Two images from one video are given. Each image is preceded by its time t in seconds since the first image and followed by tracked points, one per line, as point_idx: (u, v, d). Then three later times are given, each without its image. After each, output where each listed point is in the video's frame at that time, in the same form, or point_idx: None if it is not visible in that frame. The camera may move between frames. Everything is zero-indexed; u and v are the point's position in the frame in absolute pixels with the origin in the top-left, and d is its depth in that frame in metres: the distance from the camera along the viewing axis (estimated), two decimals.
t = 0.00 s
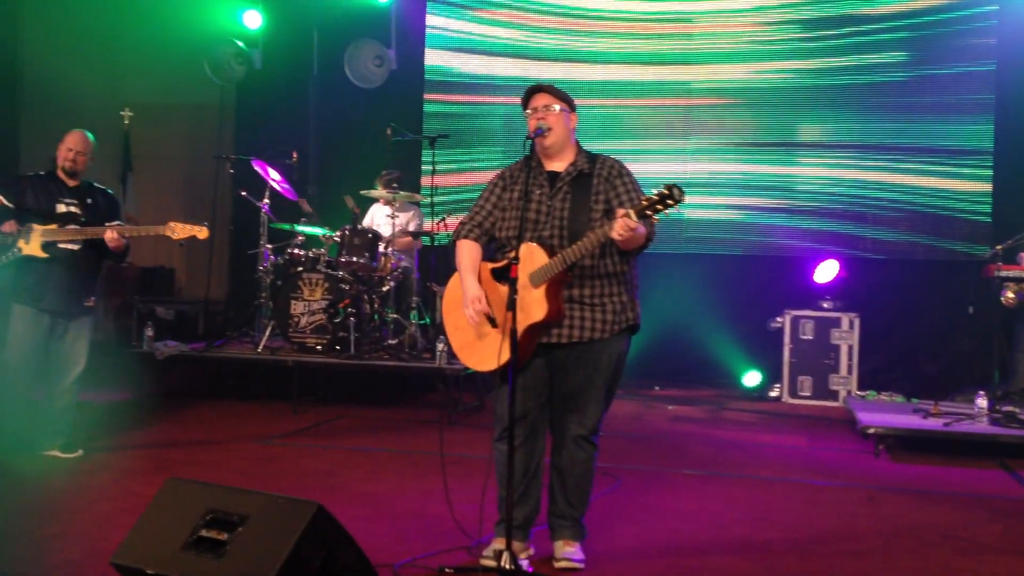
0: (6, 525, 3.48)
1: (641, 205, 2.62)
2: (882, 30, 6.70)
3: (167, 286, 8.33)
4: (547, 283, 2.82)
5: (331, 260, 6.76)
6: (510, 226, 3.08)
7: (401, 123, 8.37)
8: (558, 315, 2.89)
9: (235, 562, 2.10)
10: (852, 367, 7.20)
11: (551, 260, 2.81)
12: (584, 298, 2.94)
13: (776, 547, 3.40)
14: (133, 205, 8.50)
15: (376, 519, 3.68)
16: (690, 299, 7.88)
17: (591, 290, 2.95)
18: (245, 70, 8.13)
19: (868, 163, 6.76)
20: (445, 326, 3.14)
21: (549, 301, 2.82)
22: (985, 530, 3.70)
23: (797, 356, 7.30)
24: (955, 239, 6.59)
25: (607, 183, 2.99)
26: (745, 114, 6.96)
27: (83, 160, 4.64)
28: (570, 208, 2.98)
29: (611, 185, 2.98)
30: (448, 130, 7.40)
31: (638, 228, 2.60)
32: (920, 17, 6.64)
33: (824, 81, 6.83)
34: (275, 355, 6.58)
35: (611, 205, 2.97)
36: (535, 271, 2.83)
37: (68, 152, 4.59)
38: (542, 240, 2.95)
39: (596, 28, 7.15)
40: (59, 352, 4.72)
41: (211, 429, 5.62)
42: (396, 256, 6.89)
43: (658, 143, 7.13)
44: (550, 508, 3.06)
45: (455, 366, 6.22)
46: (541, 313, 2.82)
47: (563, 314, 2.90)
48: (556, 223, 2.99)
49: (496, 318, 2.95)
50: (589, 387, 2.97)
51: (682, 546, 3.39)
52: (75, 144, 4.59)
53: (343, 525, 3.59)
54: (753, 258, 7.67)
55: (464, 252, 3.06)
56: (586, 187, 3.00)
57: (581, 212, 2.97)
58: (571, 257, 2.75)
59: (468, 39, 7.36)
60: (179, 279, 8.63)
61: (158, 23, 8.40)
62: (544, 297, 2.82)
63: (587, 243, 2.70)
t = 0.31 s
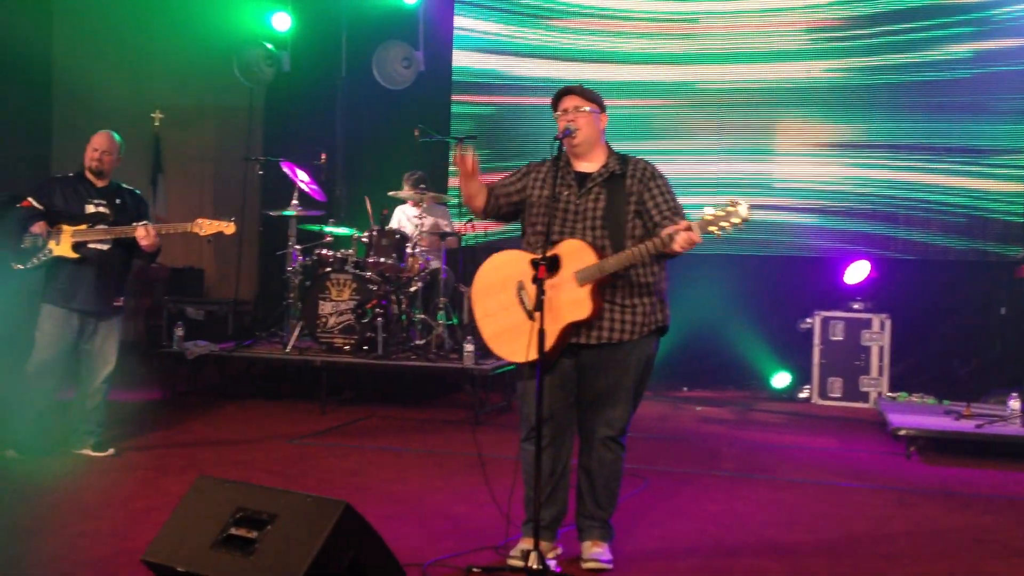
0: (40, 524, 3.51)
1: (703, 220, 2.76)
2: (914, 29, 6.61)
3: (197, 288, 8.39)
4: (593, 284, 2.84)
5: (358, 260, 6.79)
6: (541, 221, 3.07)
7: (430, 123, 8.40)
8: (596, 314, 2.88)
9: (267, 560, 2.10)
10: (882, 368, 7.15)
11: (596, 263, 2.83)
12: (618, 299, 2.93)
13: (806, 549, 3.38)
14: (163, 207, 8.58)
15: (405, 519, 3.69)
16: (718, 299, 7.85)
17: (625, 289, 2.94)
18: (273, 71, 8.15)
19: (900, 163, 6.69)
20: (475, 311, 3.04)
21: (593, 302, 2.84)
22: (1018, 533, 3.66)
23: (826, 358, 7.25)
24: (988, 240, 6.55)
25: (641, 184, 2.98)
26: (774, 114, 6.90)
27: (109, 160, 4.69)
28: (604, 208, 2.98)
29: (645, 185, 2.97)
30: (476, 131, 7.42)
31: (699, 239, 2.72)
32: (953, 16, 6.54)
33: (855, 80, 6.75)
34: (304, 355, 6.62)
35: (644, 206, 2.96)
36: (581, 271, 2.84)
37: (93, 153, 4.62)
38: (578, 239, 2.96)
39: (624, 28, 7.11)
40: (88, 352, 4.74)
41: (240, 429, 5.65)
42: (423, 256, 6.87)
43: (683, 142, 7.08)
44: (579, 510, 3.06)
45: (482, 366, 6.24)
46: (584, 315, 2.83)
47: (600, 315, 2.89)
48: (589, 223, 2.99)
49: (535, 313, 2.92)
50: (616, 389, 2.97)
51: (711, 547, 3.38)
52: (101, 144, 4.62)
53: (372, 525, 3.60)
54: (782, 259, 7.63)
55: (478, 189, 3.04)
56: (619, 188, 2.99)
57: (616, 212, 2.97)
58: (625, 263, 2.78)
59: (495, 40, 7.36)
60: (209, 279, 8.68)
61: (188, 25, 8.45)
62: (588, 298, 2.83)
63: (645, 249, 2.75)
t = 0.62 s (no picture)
0: (72, 520, 3.54)
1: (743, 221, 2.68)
2: (949, 24, 6.50)
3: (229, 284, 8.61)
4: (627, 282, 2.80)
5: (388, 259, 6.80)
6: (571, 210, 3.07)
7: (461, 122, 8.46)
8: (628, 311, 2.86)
9: (298, 555, 2.11)
10: (916, 367, 7.07)
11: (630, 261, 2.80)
12: (650, 295, 2.92)
13: (838, 549, 3.35)
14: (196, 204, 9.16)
15: (436, 517, 3.70)
16: (750, 297, 7.81)
17: (656, 285, 2.93)
18: (304, 70, 8.33)
19: (933, 161, 6.55)
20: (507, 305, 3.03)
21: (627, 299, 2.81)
22: None
23: (859, 357, 7.17)
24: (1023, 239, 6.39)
25: (673, 180, 2.96)
26: (806, 110, 6.82)
27: (127, 155, 4.73)
28: (636, 204, 2.97)
29: (677, 181, 2.96)
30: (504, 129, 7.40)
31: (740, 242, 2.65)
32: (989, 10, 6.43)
33: (889, 76, 6.63)
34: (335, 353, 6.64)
35: (676, 202, 2.95)
36: (617, 268, 2.81)
37: (110, 149, 4.67)
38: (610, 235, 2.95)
39: (655, 25, 7.08)
40: (117, 348, 4.78)
41: (271, 426, 5.68)
42: (453, 254, 6.87)
43: (712, 139, 7.02)
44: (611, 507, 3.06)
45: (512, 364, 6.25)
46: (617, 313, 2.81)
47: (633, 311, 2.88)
48: (621, 219, 2.98)
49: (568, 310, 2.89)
50: (645, 388, 2.96)
51: (743, 547, 3.36)
52: (116, 140, 4.68)
53: (403, 522, 3.61)
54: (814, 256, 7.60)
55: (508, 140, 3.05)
56: (651, 185, 2.97)
57: (647, 209, 2.95)
58: (657, 264, 2.74)
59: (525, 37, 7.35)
60: (241, 274, 8.85)
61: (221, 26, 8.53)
62: (622, 296, 2.81)
63: (681, 250, 2.71)
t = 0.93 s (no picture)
0: (99, 519, 3.58)
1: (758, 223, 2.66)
2: (982, 24, 6.34)
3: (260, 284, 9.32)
4: (641, 281, 2.80)
5: (413, 260, 6.81)
6: (586, 210, 3.05)
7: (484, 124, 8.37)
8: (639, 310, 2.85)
9: (323, 555, 2.12)
10: (946, 371, 7.00)
11: (645, 261, 2.78)
12: (663, 296, 2.91)
13: (866, 554, 3.32)
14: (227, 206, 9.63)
15: (461, 519, 3.69)
16: (776, 300, 7.77)
17: (670, 287, 2.91)
18: (332, 72, 8.46)
19: (964, 163, 6.44)
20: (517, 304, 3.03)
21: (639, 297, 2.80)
22: None
23: (887, 360, 7.12)
24: None
25: (691, 184, 2.94)
26: (835, 112, 6.67)
27: (134, 154, 4.72)
28: (653, 204, 2.96)
29: (695, 185, 2.94)
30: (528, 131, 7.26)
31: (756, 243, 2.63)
32: None
33: (920, 77, 6.46)
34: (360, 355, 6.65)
35: (693, 206, 2.93)
36: (630, 267, 2.80)
37: (117, 151, 4.68)
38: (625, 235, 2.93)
39: (679, 26, 6.92)
40: (135, 350, 4.79)
41: (297, 427, 5.71)
42: (478, 256, 6.87)
43: (742, 141, 6.87)
44: (638, 513, 3.03)
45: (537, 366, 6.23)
46: (630, 311, 2.80)
47: (644, 311, 2.86)
48: (636, 219, 2.96)
49: (579, 308, 2.89)
50: (669, 391, 2.89)
51: (770, 551, 3.34)
52: (120, 141, 4.68)
53: (429, 524, 3.62)
54: (842, 259, 7.53)
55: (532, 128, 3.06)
56: (669, 188, 2.96)
57: (663, 210, 2.93)
58: (671, 264, 2.73)
59: (547, 38, 7.21)
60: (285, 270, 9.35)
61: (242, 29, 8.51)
62: (635, 294, 2.80)
63: (695, 251, 2.69)
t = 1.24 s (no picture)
0: (125, 514, 3.61)
1: (781, 226, 2.63)
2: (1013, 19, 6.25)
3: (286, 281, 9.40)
4: (659, 281, 2.78)
5: (438, 258, 6.84)
6: (604, 210, 3.04)
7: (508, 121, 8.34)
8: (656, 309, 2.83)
9: (347, 552, 2.12)
10: (974, 370, 6.92)
11: (664, 262, 2.77)
12: (680, 295, 2.88)
13: (892, 553, 3.29)
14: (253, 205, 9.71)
15: (485, 516, 3.70)
16: (802, 298, 7.73)
17: (688, 287, 2.89)
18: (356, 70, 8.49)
19: (994, 160, 6.38)
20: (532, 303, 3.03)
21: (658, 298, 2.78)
22: None
23: (915, 358, 7.04)
24: None
25: (710, 185, 2.92)
26: (862, 109, 6.61)
27: (143, 151, 4.75)
28: (671, 204, 2.93)
29: (715, 187, 2.92)
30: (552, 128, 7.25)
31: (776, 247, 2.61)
32: None
33: (948, 73, 6.39)
34: (384, 352, 6.66)
35: (712, 207, 2.90)
36: (649, 267, 2.79)
37: (127, 147, 4.70)
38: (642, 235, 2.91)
39: (704, 22, 6.87)
40: (153, 347, 4.82)
41: (322, 423, 5.74)
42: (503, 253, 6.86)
43: (769, 138, 6.83)
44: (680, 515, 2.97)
45: (561, 364, 6.22)
46: (648, 311, 2.78)
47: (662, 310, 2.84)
48: (654, 219, 2.94)
49: (596, 307, 2.88)
50: (694, 388, 2.84)
51: (796, 550, 3.32)
52: (128, 138, 4.68)
53: (453, 521, 3.62)
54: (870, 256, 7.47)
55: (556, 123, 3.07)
56: (687, 189, 2.93)
57: (681, 211, 2.91)
58: (691, 266, 2.71)
59: (571, 35, 7.19)
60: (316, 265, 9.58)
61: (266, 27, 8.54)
62: (653, 295, 2.78)
63: (714, 254, 2.68)
